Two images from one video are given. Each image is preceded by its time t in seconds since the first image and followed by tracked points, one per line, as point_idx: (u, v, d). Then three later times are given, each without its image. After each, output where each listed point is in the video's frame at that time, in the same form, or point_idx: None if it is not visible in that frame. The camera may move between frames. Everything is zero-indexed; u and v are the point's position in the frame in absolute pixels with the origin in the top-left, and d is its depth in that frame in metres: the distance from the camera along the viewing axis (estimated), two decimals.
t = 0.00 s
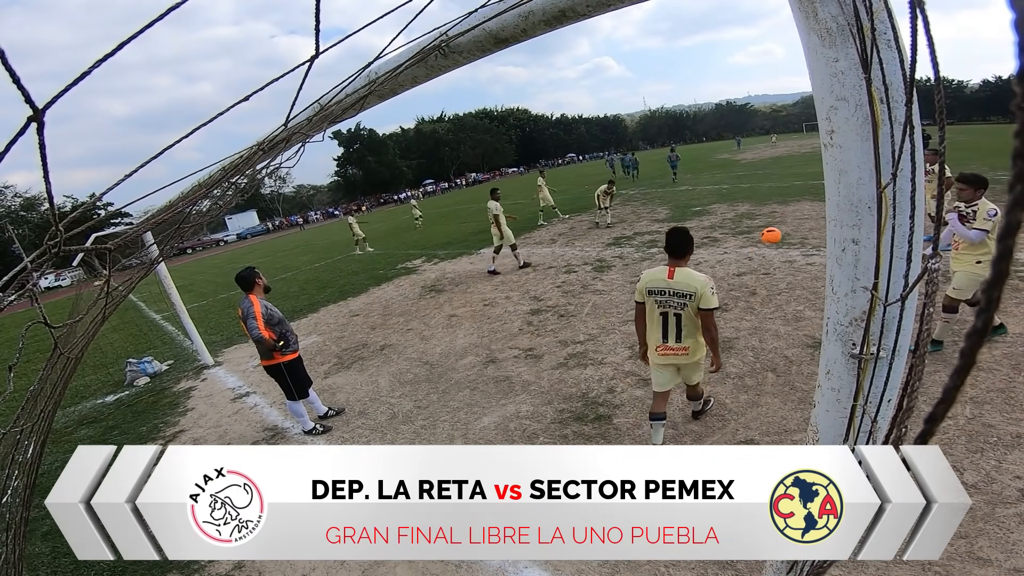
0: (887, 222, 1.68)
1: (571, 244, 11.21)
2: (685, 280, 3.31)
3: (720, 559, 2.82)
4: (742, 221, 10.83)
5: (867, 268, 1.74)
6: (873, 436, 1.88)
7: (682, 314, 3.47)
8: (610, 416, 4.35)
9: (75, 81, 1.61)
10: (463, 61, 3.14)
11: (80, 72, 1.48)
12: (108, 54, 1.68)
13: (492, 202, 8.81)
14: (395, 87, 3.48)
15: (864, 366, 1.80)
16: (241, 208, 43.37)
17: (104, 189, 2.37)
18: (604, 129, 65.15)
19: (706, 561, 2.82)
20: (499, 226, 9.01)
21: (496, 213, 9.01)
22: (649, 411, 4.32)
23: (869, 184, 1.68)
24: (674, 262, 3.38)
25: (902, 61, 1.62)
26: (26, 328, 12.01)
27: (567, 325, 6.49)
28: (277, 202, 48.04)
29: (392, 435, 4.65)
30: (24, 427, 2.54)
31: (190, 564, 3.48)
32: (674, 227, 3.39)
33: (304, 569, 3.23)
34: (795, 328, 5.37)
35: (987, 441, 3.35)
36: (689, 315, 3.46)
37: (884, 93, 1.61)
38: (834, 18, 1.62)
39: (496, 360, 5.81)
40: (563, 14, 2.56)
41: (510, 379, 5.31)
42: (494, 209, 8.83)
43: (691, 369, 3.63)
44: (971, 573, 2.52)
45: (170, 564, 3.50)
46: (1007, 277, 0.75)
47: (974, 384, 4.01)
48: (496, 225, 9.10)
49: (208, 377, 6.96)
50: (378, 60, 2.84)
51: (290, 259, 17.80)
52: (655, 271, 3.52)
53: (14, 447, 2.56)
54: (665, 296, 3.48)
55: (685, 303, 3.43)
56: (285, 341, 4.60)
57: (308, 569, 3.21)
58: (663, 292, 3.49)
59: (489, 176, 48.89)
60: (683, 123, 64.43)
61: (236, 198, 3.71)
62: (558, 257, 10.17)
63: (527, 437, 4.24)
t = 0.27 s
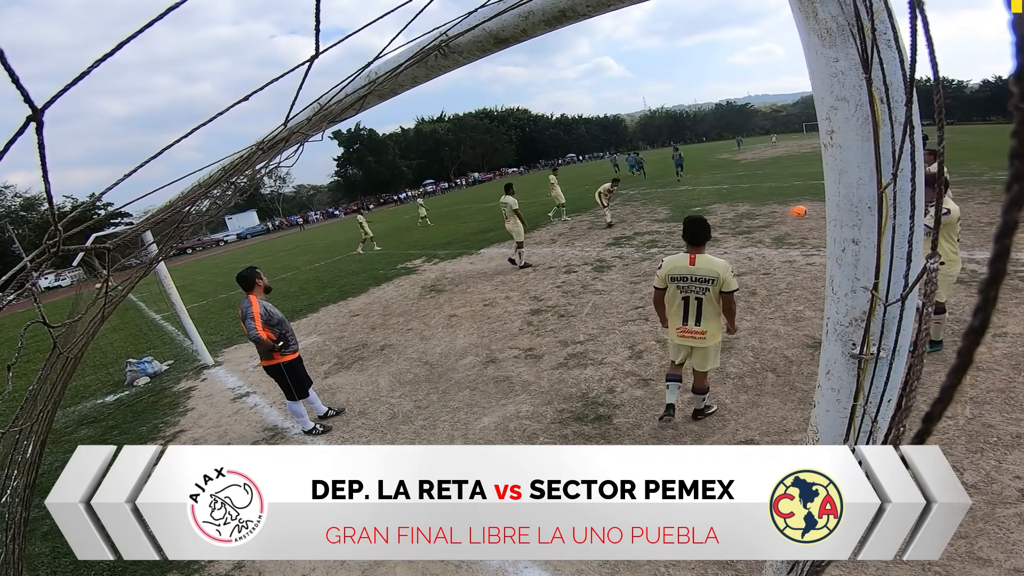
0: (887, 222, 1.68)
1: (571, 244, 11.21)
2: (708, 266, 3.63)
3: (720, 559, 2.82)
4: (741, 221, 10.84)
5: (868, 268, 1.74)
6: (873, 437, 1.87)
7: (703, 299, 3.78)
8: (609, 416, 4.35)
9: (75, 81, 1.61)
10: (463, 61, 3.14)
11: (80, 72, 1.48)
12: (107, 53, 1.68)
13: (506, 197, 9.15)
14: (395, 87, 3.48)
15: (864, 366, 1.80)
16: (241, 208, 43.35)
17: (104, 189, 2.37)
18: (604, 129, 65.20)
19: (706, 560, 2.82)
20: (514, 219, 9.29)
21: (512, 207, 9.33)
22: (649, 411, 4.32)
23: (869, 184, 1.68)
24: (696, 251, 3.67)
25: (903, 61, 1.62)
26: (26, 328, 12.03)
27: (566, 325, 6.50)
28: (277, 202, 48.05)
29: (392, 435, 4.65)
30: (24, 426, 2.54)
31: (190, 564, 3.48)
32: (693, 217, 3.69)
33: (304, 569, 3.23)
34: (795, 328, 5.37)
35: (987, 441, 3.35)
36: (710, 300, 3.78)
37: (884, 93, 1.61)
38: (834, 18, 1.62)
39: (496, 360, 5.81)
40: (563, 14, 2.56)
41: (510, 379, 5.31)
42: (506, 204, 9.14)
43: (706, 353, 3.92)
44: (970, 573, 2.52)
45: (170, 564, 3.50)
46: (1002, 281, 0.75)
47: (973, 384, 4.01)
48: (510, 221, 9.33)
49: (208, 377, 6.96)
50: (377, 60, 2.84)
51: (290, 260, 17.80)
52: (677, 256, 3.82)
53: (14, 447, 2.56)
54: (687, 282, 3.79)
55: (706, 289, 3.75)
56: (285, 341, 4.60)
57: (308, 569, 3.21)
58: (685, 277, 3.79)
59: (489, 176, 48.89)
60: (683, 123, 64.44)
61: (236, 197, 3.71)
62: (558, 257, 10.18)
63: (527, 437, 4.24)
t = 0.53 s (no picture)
0: (887, 222, 1.68)
1: (571, 244, 11.21)
2: (716, 255, 3.70)
3: (720, 559, 2.82)
4: (741, 221, 10.85)
5: (867, 269, 1.74)
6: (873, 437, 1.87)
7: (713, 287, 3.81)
8: (609, 416, 4.35)
9: (74, 81, 1.61)
10: (463, 61, 3.14)
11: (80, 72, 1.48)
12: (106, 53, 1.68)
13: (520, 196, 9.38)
14: (395, 87, 3.48)
15: (864, 366, 1.80)
16: (241, 208, 43.35)
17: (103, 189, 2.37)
18: (604, 130, 65.22)
19: (706, 560, 2.81)
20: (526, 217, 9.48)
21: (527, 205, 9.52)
22: (649, 411, 4.32)
23: (869, 184, 1.68)
24: (705, 241, 3.75)
25: (903, 61, 1.62)
26: (26, 328, 12.03)
27: (567, 325, 6.49)
28: (277, 202, 48.06)
29: (392, 435, 4.65)
30: (24, 426, 2.53)
31: (190, 564, 3.48)
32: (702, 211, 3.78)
33: (303, 569, 3.23)
34: (795, 328, 5.37)
35: (987, 441, 3.35)
36: (720, 288, 3.80)
37: (884, 92, 1.60)
38: (834, 18, 1.62)
39: (496, 360, 5.81)
40: (563, 14, 2.56)
41: (510, 379, 5.31)
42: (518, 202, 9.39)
43: (716, 341, 3.91)
44: (971, 573, 2.52)
45: (170, 564, 3.50)
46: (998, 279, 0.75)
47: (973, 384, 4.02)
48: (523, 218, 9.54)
49: (208, 377, 6.96)
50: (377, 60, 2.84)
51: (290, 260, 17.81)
52: (688, 248, 3.90)
53: (14, 447, 2.56)
54: (698, 271, 3.85)
55: (716, 279, 3.79)
56: (285, 341, 4.58)
57: (308, 569, 3.21)
58: (696, 268, 3.86)
59: (489, 176, 48.88)
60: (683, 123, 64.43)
61: (236, 197, 3.72)
62: (558, 257, 10.18)
63: (527, 437, 4.24)
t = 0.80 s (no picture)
0: (887, 222, 1.68)
1: (571, 244, 11.22)
2: (715, 245, 4.04)
3: (720, 559, 2.82)
4: (741, 221, 10.85)
5: (867, 269, 1.74)
6: (873, 437, 1.87)
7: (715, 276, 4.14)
8: (609, 416, 4.35)
9: (75, 81, 1.61)
10: (463, 61, 3.14)
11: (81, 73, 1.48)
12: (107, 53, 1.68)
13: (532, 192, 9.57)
14: (395, 87, 3.48)
15: (864, 366, 1.80)
16: (241, 208, 43.36)
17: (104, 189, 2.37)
18: (604, 129, 65.23)
19: (706, 560, 2.81)
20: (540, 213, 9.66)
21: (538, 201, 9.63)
22: (648, 411, 4.32)
23: (869, 184, 1.68)
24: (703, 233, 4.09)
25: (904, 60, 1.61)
26: (26, 329, 12.04)
27: (567, 325, 6.50)
28: (277, 202, 48.06)
29: (392, 435, 4.65)
30: (25, 427, 2.53)
31: (190, 564, 3.47)
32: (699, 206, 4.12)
33: (303, 569, 3.23)
34: (795, 328, 5.38)
35: (987, 441, 3.35)
36: (721, 276, 4.14)
37: (884, 92, 1.60)
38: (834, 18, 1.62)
39: (496, 360, 5.81)
40: (563, 14, 2.56)
41: (510, 378, 5.31)
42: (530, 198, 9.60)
43: (727, 324, 4.24)
44: (970, 573, 2.52)
45: (170, 564, 3.50)
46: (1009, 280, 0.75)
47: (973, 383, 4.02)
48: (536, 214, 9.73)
49: (207, 377, 6.96)
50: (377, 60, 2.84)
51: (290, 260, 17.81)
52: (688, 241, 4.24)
53: (15, 447, 2.56)
54: (699, 260, 4.20)
55: (716, 267, 4.14)
56: (286, 342, 4.57)
57: (308, 569, 3.21)
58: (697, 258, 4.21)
59: (489, 176, 48.88)
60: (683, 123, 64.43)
61: (236, 197, 3.71)
62: (558, 257, 10.18)
63: (527, 437, 4.24)
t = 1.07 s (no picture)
0: (887, 222, 1.68)
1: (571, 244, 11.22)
2: (718, 239, 4.14)
3: (720, 559, 2.82)
4: (741, 221, 10.86)
5: (867, 269, 1.74)
6: (874, 436, 1.87)
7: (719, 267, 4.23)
8: (609, 416, 4.35)
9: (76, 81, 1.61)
10: (463, 61, 3.14)
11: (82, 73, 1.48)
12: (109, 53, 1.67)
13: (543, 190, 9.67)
14: (395, 87, 3.48)
15: (864, 366, 1.80)
16: (241, 208, 43.38)
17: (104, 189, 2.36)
18: (604, 129, 65.23)
19: (706, 561, 2.81)
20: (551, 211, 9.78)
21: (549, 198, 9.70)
22: (649, 411, 4.32)
23: (869, 184, 1.68)
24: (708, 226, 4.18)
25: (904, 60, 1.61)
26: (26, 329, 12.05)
27: (567, 325, 6.50)
28: (277, 202, 48.07)
29: (392, 435, 4.65)
30: (25, 427, 2.53)
31: (190, 564, 3.47)
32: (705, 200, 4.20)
33: (303, 569, 3.23)
34: (795, 328, 5.38)
35: (987, 441, 3.35)
36: (725, 267, 4.22)
37: (884, 92, 1.60)
38: (834, 18, 1.62)
39: (496, 360, 5.81)
40: (563, 14, 2.56)
41: (510, 379, 5.31)
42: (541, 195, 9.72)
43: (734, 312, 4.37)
44: (970, 573, 2.52)
45: (170, 564, 3.50)
46: None
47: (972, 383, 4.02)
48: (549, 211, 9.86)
49: (207, 377, 6.96)
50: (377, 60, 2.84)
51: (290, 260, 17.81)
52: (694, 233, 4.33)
53: (16, 448, 2.56)
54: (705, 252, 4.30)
55: (721, 259, 4.23)
56: (293, 340, 4.57)
57: (308, 569, 3.21)
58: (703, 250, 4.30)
59: (489, 177, 48.88)
60: (683, 123, 64.42)
61: (236, 197, 3.71)
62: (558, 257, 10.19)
63: (527, 437, 4.24)
